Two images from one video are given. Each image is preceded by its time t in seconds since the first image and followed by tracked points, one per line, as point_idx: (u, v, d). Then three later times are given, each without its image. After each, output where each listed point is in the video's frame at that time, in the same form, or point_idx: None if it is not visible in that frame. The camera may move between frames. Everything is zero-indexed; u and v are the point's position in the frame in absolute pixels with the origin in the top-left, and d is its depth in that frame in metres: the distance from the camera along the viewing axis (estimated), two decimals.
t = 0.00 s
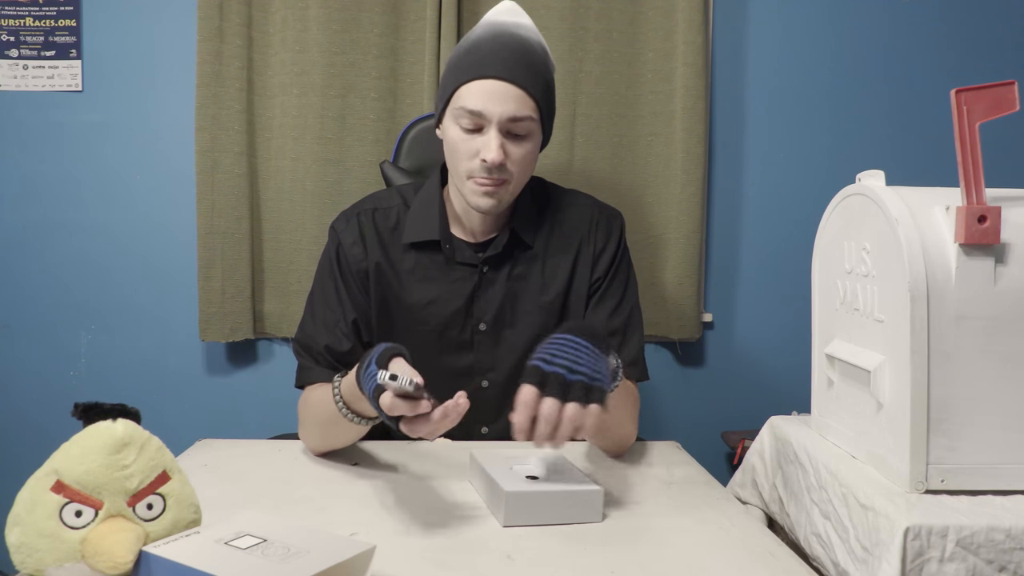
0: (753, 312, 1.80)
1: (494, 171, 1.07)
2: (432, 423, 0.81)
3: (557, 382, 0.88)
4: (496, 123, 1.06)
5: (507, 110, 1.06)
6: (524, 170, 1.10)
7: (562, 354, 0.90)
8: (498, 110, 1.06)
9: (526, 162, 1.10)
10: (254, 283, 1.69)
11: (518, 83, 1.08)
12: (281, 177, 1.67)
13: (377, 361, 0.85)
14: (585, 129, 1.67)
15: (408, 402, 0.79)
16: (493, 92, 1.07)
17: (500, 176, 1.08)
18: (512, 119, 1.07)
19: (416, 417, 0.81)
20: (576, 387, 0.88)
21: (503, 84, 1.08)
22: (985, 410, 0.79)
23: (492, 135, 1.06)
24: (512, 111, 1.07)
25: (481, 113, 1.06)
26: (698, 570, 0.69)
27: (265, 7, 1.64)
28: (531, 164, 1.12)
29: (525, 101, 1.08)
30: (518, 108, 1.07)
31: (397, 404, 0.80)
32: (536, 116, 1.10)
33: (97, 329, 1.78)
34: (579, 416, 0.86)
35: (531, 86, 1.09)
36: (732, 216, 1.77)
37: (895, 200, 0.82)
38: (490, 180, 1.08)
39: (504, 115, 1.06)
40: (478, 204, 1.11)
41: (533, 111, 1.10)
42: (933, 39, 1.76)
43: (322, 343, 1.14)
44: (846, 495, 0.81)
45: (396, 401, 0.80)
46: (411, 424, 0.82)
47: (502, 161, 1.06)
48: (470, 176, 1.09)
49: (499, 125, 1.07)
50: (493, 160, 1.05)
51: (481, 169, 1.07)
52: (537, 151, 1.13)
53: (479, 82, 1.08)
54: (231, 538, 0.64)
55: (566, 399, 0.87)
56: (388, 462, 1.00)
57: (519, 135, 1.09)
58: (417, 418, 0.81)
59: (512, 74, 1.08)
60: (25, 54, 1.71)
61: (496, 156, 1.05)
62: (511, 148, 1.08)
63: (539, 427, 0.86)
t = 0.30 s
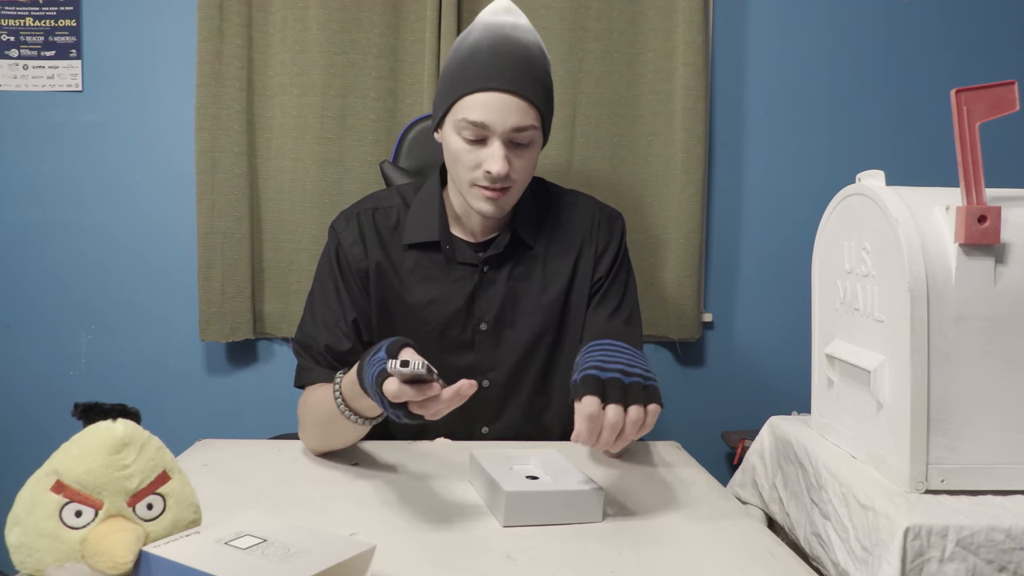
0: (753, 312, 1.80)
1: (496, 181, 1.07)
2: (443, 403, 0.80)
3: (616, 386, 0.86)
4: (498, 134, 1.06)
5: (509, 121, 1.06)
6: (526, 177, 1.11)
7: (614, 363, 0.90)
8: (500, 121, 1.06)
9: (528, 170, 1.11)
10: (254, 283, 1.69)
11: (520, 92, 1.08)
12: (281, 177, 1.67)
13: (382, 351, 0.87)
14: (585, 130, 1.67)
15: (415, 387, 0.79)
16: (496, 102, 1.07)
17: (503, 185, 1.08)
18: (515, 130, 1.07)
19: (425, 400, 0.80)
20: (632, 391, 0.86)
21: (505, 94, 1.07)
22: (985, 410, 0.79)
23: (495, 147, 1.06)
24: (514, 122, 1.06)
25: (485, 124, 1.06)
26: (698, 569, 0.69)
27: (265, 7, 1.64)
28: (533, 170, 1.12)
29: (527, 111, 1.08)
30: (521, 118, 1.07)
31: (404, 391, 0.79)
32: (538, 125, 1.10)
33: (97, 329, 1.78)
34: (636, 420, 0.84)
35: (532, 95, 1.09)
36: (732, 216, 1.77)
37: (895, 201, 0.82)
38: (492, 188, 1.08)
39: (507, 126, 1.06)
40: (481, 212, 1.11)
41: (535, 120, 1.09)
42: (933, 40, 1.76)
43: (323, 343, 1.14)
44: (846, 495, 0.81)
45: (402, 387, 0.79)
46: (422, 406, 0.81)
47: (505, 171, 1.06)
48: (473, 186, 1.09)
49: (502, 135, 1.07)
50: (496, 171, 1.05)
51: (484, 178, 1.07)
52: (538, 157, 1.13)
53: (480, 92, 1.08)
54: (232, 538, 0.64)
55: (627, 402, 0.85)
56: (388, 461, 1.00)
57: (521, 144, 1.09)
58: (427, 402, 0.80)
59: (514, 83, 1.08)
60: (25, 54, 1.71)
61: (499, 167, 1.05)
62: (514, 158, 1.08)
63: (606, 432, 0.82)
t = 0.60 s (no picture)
0: (753, 313, 1.80)
1: (492, 180, 1.07)
2: (436, 374, 0.81)
3: (592, 384, 0.85)
4: (493, 134, 1.06)
5: (504, 122, 1.06)
6: (520, 175, 1.11)
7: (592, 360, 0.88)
8: (495, 123, 1.06)
9: (523, 169, 1.11)
10: (254, 284, 1.69)
11: (513, 93, 1.08)
12: (281, 178, 1.67)
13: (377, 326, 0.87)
14: (585, 129, 1.67)
15: (414, 354, 0.78)
16: (490, 103, 1.07)
17: (498, 184, 1.08)
18: (509, 130, 1.07)
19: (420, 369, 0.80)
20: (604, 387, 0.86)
21: (499, 94, 1.07)
22: (985, 410, 0.79)
23: (490, 147, 1.06)
24: (510, 123, 1.06)
25: (479, 126, 1.06)
26: (699, 569, 0.69)
27: (265, 7, 1.64)
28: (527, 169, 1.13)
29: (521, 111, 1.08)
30: (515, 118, 1.07)
31: (402, 358, 0.79)
32: (531, 124, 1.10)
33: (97, 329, 1.78)
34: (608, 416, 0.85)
35: (526, 95, 1.09)
36: (732, 216, 1.77)
37: (895, 201, 0.82)
38: (487, 188, 1.08)
39: (501, 126, 1.06)
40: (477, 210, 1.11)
41: (529, 120, 1.09)
42: (933, 40, 1.76)
43: (321, 341, 1.14)
44: (846, 495, 0.81)
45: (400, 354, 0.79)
46: (414, 375, 0.82)
47: (500, 172, 1.06)
48: (469, 186, 1.09)
49: (496, 136, 1.07)
50: (492, 172, 1.05)
51: (479, 178, 1.07)
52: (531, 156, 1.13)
53: (474, 93, 1.08)
54: (232, 538, 0.64)
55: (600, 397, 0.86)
56: (389, 461, 0.99)
57: (516, 144, 1.09)
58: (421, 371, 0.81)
59: (507, 83, 1.08)
60: (25, 54, 1.71)
61: (495, 168, 1.05)
62: (509, 159, 1.08)
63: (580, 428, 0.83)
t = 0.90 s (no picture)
0: (753, 312, 1.80)
1: (462, 168, 1.06)
2: (441, 327, 0.81)
3: (578, 433, 0.83)
4: (451, 124, 1.07)
5: (458, 109, 1.07)
6: (489, 160, 1.11)
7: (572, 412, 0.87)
8: (450, 112, 1.07)
9: (491, 154, 1.11)
10: (254, 284, 1.69)
11: (463, 82, 1.09)
12: (281, 177, 1.67)
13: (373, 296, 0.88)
14: (585, 130, 1.67)
15: (418, 310, 0.78)
16: (442, 96, 1.08)
17: (470, 171, 1.07)
18: (468, 117, 1.08)
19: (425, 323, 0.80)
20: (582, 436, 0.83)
21: (450, 86, 1.08)
22: (985, 410, 0.79)
23: (453, 138, 1.07)
24: (464, 109, 1.07)
25: (437, 119, 1.06)
26: (698, 569, 0.68)
27: (265, 7, 1.64)
28: (495, 153, 1.12)
29: (475, 97, 1.09)
30: (471, 104, 1.08)
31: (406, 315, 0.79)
32: (488, 108, 1.10)
33: (97, 329, 1.78)
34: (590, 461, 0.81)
35: (476, 81, 1.10)
36: (732, 216, 1.77)
37: (895, 201, 0.82)
38: (460, 177, 1.07)
39: (458, 115, 1.07)
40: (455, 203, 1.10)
41: (485, 105, 1.10)
42: (934, 40, 1.75)
43: (315, 341, 1.15)
44: (846, 495, 0.81)
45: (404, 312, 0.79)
46: (417, 332, 0.81)
47: (467, 157, 1.06)
48: (441, 182, 1.08)
49: (455, 125, 1.07)
50: (460, 160, 1.05)
51: (449, 169, 1.07)
52: (497, 140, 1.13)
53: (427, 91, 1.09)
54: (231, 538, 0.64)
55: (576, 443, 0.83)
56: (388, 461, 0.99)
57: (478, 130, 1.10)
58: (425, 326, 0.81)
59: (456, 74, 1.09)
60: (25, 54, 1.71)
61: (462, 156, 1.05)
62: (475, 146, 1.08)
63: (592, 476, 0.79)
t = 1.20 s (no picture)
0: (753, 312, 1.80)
1: (433, 158, 1.07)
2: (450, 396, 0.79)
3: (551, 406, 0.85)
4: (416, 115, 1.07)
5: (420, 99, 1.07)
6: (461, 145, 1.10)
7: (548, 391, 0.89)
8: (413, 104, 1.07)
9: (461, 138, 1.10)
10: (254, 283, 1.69)
11: (422, 71, 1.08)
12: (280, 177, 1.67)
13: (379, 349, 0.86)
14: (585, 129, 1.67)
15: (427, 379, 0.76)
16: (402, 87, 1.07)
17: (441, 160, 1.07)
18: (431, 104, 1.08)
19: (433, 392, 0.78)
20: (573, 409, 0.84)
21: (410, 76, 1.08)
22: (985, 411, 0.79)
23: (419, 127, 1.07)
24: (427, 98, 1.07)
25: (401, 110, 1.06)
26: (698, 569, 0.68)
27: (265, 7, 1.64)
28: (466, 137, 1.12)
29: (437, 84, 1.08)
30: (433, 92, 1.08)
31: (415, 383, 0.77)
32: (452, 94, 1.10)
33: (97, 329, 1.78)
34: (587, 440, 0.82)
35: (435, 70, 1.09)
36: (732, 216, 1.77)
37: (895, 201, 0.82)
38: (432, 167, 1.07)
39: (420, 104, 1.07)
40: (434, 194, 1.10)
41: (448, 90, 1.10)
42: (934, 41, 1.75)
43: (312, 342, 1.15)
44: (846, 495, 0.81)
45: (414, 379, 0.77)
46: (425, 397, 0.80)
47: (436, 146, 1.06)
48: (416, 174, 1.09)
49: (420, 115, 1.07)
50: (429, 147, 1.05)
51: (420, 160, 1.07)
52: (466, 124, 1.13)
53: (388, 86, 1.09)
54: (231, 538, 0.64)
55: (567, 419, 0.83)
56: (388, 462, 0.99)
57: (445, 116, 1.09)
58: (434, 393, 0.79)
59: (415, 64, 1.08)
60: (25, 54, 1.71)
61: (430, 143, 1.05)
62: (442, 132, 1.08)
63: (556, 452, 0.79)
